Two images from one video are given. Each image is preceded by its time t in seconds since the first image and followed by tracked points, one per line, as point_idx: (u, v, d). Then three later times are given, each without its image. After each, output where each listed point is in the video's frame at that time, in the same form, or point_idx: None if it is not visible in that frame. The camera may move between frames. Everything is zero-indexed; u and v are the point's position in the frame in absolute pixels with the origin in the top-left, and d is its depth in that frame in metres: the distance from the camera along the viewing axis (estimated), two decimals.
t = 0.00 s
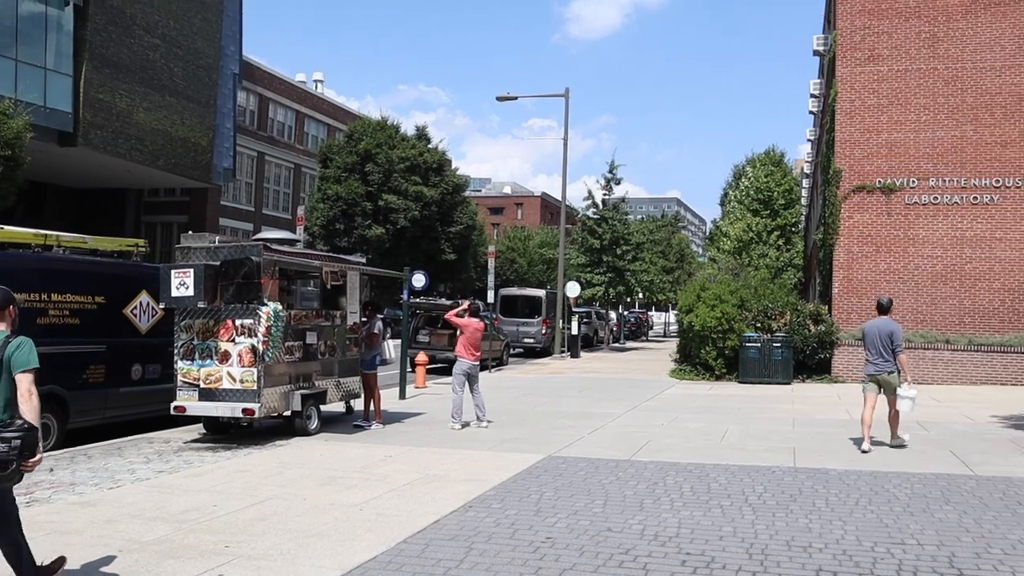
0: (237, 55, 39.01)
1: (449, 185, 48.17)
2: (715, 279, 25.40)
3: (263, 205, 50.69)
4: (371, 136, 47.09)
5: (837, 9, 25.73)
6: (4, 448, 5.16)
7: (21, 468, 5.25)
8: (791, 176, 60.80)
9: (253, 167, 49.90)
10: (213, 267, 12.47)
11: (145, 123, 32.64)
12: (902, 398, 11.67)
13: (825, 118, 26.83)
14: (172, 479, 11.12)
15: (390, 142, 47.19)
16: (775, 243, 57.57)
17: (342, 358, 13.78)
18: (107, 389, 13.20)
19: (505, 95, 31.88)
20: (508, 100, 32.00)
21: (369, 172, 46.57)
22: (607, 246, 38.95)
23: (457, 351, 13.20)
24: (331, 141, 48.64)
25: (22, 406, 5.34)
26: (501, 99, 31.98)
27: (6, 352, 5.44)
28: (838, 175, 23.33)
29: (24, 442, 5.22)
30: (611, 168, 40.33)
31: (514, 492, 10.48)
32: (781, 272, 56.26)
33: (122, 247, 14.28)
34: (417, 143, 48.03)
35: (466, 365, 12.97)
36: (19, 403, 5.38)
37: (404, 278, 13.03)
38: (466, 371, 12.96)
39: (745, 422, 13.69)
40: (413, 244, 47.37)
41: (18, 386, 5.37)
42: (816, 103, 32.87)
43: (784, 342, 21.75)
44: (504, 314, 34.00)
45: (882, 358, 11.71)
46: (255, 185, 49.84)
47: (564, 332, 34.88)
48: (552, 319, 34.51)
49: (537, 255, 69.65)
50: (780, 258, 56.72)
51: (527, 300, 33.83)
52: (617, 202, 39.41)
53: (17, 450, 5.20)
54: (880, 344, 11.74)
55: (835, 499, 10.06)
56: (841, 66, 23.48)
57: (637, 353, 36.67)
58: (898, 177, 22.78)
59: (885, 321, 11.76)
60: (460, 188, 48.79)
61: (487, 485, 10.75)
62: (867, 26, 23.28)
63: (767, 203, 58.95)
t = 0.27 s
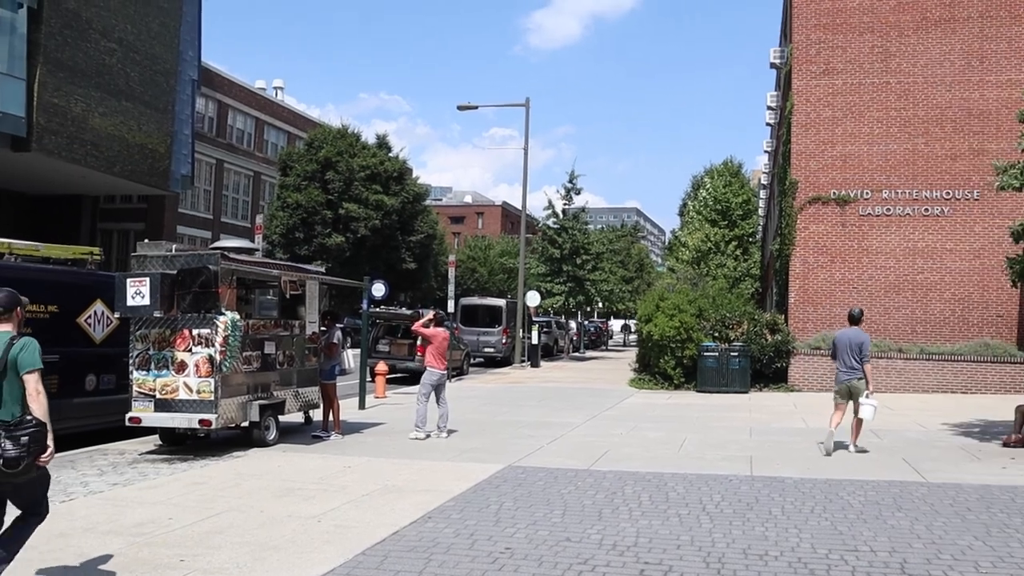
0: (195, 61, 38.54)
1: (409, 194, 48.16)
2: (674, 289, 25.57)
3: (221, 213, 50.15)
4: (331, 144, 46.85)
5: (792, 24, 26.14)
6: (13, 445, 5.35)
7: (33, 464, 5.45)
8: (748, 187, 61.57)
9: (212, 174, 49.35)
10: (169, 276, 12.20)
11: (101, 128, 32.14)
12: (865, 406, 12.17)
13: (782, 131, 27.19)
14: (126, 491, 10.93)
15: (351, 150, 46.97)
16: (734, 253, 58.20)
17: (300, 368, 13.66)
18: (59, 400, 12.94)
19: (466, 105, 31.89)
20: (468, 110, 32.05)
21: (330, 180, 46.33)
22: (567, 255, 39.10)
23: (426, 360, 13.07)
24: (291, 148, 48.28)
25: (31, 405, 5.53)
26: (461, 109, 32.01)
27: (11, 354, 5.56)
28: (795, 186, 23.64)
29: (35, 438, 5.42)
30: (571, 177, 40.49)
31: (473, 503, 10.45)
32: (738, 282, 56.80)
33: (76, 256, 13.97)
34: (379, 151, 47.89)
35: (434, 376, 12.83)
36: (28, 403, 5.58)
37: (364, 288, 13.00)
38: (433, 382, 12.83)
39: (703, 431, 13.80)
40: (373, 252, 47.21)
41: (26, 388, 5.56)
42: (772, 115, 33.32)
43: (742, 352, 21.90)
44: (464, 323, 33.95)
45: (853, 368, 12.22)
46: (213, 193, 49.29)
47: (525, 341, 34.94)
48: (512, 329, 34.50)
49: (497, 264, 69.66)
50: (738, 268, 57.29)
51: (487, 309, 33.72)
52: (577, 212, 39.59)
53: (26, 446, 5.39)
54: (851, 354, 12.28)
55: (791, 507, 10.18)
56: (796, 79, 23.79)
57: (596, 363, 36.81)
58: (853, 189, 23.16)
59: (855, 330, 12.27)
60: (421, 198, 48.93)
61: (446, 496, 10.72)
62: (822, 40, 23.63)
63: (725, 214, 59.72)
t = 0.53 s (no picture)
0: (153, 65, 38.02)
1: (369, 202, 48.02)
2: (633, 297, 25.64)
3: (179, 220, 49.52)
4: (290, 150, 46.60)
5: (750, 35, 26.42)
6: (19, 461, 5.76)
7: (38, 479, 5.82)
8: (706, 196, 62.22)
9: (169, 181, 48.73)
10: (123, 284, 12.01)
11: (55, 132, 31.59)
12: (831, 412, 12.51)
13: (738, 142, 27.54)
14: (79, 503, 10.72)
15: (311, 157, 46.75)
16: (691, 262, 58.81)
17: (258, 377, 13.55)
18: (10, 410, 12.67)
19: (427, 112, 31.80)
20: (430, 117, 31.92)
21: (289, 187, 46.03)
22: (527, 263, 39.19)
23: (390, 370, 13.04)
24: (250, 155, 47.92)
25: (37, 421, 5.89)
26: (422, 116, 31.90)
27: (19, 373, 5.99)
28: (751, 197, 23.85)
29: (38, 455, 5.82)
30: (531, 185, 40.57)
31: (432, 512, 10.42)
32: (696, 290, 57.25)
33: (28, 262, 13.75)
34: (339, 158, 47.73)
35: (398, 384, 12.76)
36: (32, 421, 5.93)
37: (323, 297, 12.96)
38: (396, 391, 12.78)
39: (660, 439, 13.91)
40: (333, 260, 46.97)
41: (32, 405, 5.93)
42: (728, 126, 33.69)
43: (699, 359, 21.99)
44: (424, 332, 33.85)
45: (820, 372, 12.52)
46: (171, 200, 48.66)
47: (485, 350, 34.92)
48: (472, 337, 34.47)
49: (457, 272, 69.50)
50: (696, 277, 57.74)
51: (447, 318, 33.48)
52: (537, 220, 39.70)
53: (32, 461, 5.79)
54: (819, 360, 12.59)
55: (747, 514, 10.28)
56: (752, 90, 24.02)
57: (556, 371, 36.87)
58: (807, 199, 23.42)
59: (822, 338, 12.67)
60: (381, 205, 48.81)
61: (404, 505, 10.68)
62: (778, 52, 23.88)
63: (683, 223, 60.39)
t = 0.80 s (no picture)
0: (109, 68, 37.47)
1: (329, 208, 47.75)
2: (592, 305, 25.67)
3: (135, 225, 48.87)
4: (249, 155, 46.32)
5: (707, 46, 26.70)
6: (20, 449, 5.80)
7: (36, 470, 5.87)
8: (664, 204, 62.81)
9: (126, 185, 48.08)
10: (77, 290, 11.66)
11: (7, 135, 31.01)
12: (801, 413, 13.01)
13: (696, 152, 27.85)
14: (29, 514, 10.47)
15: (270, 162, 46.52)
16: (650, 269, 59.29)
17: (215, 385, 13.42)
18: None
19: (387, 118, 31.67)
20: (390, 124, 31.80)
21: (248, 192, 45.70)
22: (487, 271, 39.24)
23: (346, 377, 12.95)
24: (208, 160, 47.55)
25: (40, 413, 6.00)
26: (382, 123, 31.78)
27: (27, 368, 6.07)
28: (708, 205, 24.02)
29: (39, 444, 5.86)
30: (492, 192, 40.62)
31: (390, 520, 10.36)
32: (654, 298, 57.71)
33: None
34: (298, 164, 47.47)
35: (357, 391, 12.72)
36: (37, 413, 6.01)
37: (282, 303, 12.89)
38: (356, 399, 12.70)
39: (618, 446, 14.01)
40: (292, 265, 46.52)
41: (37, 398, 6.01)
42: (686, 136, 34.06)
43: (657, 367, 22.44)
44: (384, 339, 33.75)
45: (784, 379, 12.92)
46: (127, 205, 48.01)
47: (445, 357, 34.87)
48: (432, 344, 34.42)
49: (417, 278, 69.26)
50: (655, 284, 58.21)
51: (407, 324, 33.51)
52: (497, 227, 39.77)
53: (32, 450, 5.83)
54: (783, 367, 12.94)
55: (703, 520, 10.37)
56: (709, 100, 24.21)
57: (515, 378, 36.94)
58: (764, 208, 23.65)
59: (787, 343, 13.01)
60: (341, 211, 48.38)
61: (362, 514, 10.60)
62: (735, 63, 24.11)
63: (642, 231, 61.22)
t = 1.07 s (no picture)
0: (64, 70, 36.91)
1: (289, 213, 47.40)
2: (551, 312, 25.76)
3: (90, 229, 48.11)
4: (208, 160, 45.94)
5: (666, 56, 26.87)
6: (21, 451, 6.47)
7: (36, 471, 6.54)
8: (623, 212, 63.22)
9: (80, 189, 47.35)
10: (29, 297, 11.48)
11: None
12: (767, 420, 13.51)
13: (655, 161, 28.06)
14: None
15: (229, 167, 46.18)
16: (609, 277, 59.73)
17: (171, 392, 13.27)
18: None
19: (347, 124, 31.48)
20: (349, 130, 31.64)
21: (206, 197, 45.32)
22: (447, 277, 39.20)
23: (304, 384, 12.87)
24: (165, 164, 47.03)
25: (37, 420, 6.67)
26: (342, 128, 31.58)
27: (24, 379, 6.75)
28: (667, 214, 24.18)
29: (38, 448, 6.52)
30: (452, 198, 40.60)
31: (348, 528, 10.24)
32: (613, 304, 58.06)
33: None
34: (257, 169, 47.11)
35: (315, 397, 12.63)
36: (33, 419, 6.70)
37: (240, 309, 12.78)
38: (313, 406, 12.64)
39: (576, 452, 14.08)
40: (251, 271, 46.22)
41: (34, 405, 6.70)
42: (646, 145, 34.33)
43: (616, 373, 22.48)
44: (343, 345, 33.56)
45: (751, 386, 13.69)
46: (82, 209, 47.28)
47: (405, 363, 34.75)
48: (392, 350, 34.30)
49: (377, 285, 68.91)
50: (614, 291, 58.54)
51: (366, 330, 33.46)
52: (458, 234, 39.79)
53: (33, 454, 6.50)
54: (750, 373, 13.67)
55: (659, 525, 10.42)
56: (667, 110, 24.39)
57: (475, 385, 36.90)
58: (721, 216, 23.89)
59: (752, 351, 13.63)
60: (300, 217, 48.07)
61: (319, 522, 10.47)
62: (694, 73, 24.29)
63: (601, 238, 61.48)
